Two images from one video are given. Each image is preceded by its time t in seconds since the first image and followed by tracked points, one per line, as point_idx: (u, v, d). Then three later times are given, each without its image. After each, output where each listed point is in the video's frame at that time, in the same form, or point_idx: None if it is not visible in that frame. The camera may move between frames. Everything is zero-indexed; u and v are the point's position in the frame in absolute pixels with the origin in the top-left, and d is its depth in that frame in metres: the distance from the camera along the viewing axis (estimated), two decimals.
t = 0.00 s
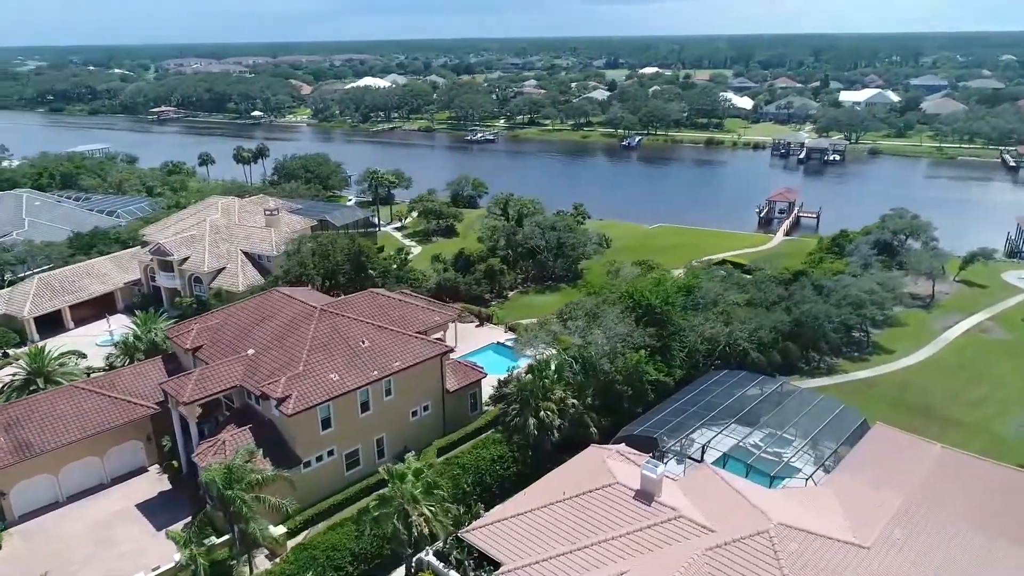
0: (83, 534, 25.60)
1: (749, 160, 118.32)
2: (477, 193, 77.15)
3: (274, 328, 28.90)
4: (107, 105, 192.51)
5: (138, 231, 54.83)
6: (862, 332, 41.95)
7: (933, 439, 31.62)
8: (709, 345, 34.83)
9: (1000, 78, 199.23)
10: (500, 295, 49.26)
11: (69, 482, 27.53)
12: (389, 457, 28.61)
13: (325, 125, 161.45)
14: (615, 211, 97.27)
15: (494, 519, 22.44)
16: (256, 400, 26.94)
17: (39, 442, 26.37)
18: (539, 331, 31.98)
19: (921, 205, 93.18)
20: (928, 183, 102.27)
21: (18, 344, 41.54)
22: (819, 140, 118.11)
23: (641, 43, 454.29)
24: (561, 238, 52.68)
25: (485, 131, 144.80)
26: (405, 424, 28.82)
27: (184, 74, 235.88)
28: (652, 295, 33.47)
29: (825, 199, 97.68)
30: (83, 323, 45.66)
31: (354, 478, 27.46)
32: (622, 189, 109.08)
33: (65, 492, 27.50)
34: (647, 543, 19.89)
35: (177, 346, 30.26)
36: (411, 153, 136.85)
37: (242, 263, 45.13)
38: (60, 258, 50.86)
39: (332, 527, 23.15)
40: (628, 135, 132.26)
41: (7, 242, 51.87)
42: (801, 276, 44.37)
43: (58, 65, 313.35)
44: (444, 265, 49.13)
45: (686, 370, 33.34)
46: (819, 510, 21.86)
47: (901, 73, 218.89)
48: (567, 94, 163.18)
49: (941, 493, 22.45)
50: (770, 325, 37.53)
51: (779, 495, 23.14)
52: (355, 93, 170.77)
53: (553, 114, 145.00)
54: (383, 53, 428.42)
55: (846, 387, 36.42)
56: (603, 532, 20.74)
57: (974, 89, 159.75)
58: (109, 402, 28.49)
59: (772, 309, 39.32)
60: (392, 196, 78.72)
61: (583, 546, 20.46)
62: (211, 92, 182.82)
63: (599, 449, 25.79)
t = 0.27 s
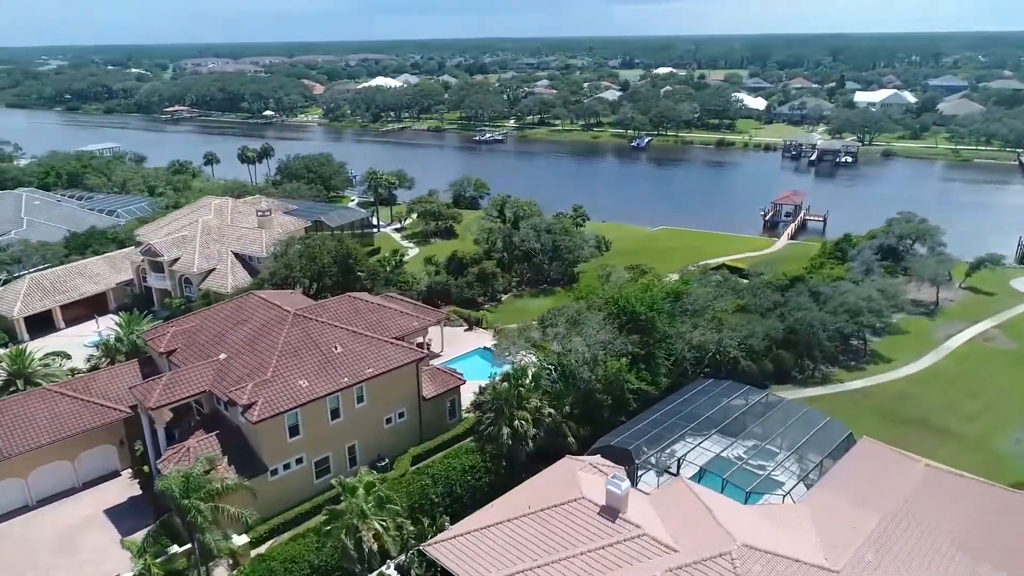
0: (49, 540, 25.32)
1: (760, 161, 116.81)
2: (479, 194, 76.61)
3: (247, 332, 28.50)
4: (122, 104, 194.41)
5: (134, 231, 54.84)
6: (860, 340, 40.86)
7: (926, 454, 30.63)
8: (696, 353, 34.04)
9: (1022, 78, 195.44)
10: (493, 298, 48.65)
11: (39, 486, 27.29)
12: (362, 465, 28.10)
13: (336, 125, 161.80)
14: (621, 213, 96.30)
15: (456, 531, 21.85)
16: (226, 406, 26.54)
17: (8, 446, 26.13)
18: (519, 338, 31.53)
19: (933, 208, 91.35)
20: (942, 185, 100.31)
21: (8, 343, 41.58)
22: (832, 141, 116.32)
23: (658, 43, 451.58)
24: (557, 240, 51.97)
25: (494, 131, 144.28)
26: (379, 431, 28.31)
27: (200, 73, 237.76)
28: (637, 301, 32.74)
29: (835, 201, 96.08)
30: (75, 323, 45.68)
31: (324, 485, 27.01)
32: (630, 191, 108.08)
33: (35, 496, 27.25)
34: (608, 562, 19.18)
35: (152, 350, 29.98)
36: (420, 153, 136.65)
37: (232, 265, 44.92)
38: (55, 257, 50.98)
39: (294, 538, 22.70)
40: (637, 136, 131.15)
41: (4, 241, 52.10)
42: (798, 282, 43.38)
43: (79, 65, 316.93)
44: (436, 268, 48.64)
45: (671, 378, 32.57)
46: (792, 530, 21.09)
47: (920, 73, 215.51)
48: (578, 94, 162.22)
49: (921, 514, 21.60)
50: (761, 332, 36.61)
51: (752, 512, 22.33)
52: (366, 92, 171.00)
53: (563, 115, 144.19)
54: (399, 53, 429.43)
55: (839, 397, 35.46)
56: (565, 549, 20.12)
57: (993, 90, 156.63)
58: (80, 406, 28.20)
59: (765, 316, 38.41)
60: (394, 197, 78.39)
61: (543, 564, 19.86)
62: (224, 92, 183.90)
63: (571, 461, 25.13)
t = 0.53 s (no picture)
0: (14, 545, 25.05)
1: (771, 163, 115.28)
2: (482, 195, 76.02)
3: (219, 336, 28.13)
4: (139, 103, 196.29)
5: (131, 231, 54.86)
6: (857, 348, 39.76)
7: (917, 467, 29.53)
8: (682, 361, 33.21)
9: None
10: (486, 301, 48.07)
11: (9, 490, 27.10)
12: (333, 473, 27.60)
13: (347, 125, 162.05)
14: (627, 215, 95.33)
15: (415, 545, 21.25)
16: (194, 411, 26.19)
17: None
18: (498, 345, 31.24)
19: (947, 212, 89.38)
20: (957, 189, 98.25)
21: None
22: (845, 143, 114.41)
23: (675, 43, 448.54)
24: (553, 244, 51.28)
25: (504, 131, 143.68)
26: (350, 439, 27.80)
27: (215, 72, 239.38)
28: (620, 307, 31.99)
29: (845, 204, 94.43)
30: (67, 323, 45.71)
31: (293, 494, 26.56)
32: (638, 192, 106.99)
33: (5, 499, 27.06)
34: None
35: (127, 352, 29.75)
36: (429, 153, 136.38)
37: (222, 266, 44.70)
38: (51, 257, 51.07)
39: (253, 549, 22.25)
40: (648, 137, 129.96)
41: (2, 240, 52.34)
42: (794, 288, 42.33)
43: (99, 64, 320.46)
44: (428, 271, 48.13)
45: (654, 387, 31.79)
46: (760, 553, 20.30)
47: (940, 73, 211.94)
48: (589, 94, 161.15)
49: (897, 536, 20.65)
50: (752, 341, 35.66)
51: (724, 531, 21.49)
52: (378, 92, 171.19)
53: (573, 115, 143.32)
54: (416, 53, 430.15)
55: (831, 408, 34.45)
56: (521, 567, 19.39)
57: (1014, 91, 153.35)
58: (52, 409, 27.98)
59: (758, 323, 37.46)
60: (397, 197, 78.03)
61: None
62: (237, 91, 184.94)
63: (541, 473, 24.45)
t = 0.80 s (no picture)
0: None
1: (782, 164, 113.64)
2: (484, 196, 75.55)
3: (191, 340, 27.80)
4: (155, 103, 198.19)
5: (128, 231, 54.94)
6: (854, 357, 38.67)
7: (906, 486, 28.57)
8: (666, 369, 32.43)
9: None
10: (479, 304, 47.47)
11: None
12: (303, 481, 27.16)
13: (358, 125, 162.23)
14: (634, 217, 94.28)
15: (369, 561, 20.59)
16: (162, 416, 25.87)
17: None
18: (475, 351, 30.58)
19: (960, 216, 87.43)
20: (972, 192, 96.15)
21: None
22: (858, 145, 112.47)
23: (693, 43, 445.14)
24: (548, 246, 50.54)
25: (514, 132, 143.09)
26: (321, 446, 27.35)
27: (232, 72, 240.98)
28: (602, 314, 31.23)
29: (856, 208, 92.75)
30: (59, 323, 45.77)
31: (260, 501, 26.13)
32: (647, 194, 105.84)
33: None
34: None
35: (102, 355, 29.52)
36: (438, 153, 136.05)
37: (212, 267, 44.50)
38: (47, 256, 51.25)
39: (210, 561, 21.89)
40: (658, 138, 128.72)
41: None
42: (790, 294, 41.24)
43: (120, 63, 323.91)
44: (420, 274, 47.62)
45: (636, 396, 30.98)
46: None
47: (961, 74, 208.15)
48: (601, 95, 159.97)
49: (872, 558, 19.68)
50: (741, 349, 34.71)
51: (691, 550, 20.63)
52: (390, 92, 171.34)
53: (584, 116, 142.39)
54: (432, 53, 430.60)
55: (821, 420, 33.50)
56: None
57: None
58: (24, 411, 27.68)
59: (749, 331, 36.52)
60: (399, 198, 77.71)
61: None
62: (251, 91, 186.06)
63: (508, 486, 23.83)
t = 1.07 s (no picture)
0: None
1: (795, 166, 111.91)
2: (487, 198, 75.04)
3: (162, 344, 27.51)
4: (171, 103, 200.02)
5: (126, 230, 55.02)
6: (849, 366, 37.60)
7: (895, 502, 27.54)
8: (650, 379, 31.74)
9: None
10: (471, 308, 47.02)
11: None
12: (272, 488, 26.76)
13: (370, 125, 162.32)
14: (641, 219, 93.24)
15: None
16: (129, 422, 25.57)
17: None
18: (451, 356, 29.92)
19: (975, 220, 85.38)
20: (989, 195, 93.94)
21: None
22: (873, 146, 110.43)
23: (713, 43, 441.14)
24: (543, 250, 49.97)
25: (525, 132, 142.41)
26: (291, 453, 26.94)
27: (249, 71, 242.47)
28: (583, 320, 30.51)
29: (868, 210, 91.02)
30: (52, 322, 45.87)
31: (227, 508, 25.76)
32: (656, 196, 104.65)
33: None
34: None
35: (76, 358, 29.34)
36: (448, 154, 135.67)
37: (203, 268, 44.28)
38: (45, 256, 51.46)
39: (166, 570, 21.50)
40: (669, 139, 127.41)
41: None
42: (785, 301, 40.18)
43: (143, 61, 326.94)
44: (412, 276, 47.13)
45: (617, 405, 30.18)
46: None
47: (984, 74, 204.05)
48: (614, 95, 158.68)
49: None
50: (729, 357, 33.79)
51: (655, 570, 19.83)
52: (402, 92, 171.40)
53: (595, 116, 141.33)
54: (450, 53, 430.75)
55: (811, 432, 32.51)
56: None
57: None
58: None
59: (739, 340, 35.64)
60: (402, 199, 77.37)
61: None
62: (266, 91, 187.08)
63: (473, 499, 23.22)
